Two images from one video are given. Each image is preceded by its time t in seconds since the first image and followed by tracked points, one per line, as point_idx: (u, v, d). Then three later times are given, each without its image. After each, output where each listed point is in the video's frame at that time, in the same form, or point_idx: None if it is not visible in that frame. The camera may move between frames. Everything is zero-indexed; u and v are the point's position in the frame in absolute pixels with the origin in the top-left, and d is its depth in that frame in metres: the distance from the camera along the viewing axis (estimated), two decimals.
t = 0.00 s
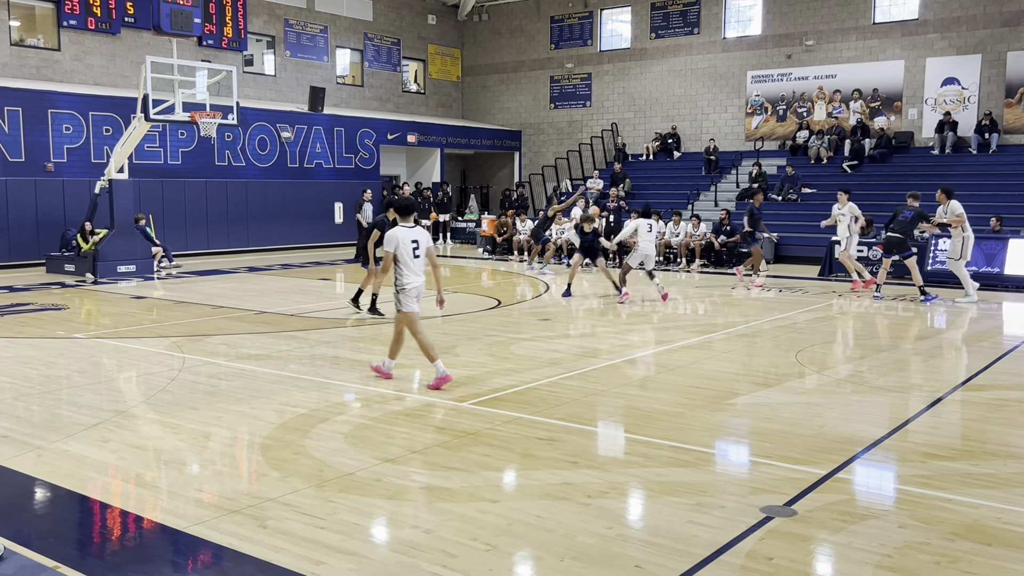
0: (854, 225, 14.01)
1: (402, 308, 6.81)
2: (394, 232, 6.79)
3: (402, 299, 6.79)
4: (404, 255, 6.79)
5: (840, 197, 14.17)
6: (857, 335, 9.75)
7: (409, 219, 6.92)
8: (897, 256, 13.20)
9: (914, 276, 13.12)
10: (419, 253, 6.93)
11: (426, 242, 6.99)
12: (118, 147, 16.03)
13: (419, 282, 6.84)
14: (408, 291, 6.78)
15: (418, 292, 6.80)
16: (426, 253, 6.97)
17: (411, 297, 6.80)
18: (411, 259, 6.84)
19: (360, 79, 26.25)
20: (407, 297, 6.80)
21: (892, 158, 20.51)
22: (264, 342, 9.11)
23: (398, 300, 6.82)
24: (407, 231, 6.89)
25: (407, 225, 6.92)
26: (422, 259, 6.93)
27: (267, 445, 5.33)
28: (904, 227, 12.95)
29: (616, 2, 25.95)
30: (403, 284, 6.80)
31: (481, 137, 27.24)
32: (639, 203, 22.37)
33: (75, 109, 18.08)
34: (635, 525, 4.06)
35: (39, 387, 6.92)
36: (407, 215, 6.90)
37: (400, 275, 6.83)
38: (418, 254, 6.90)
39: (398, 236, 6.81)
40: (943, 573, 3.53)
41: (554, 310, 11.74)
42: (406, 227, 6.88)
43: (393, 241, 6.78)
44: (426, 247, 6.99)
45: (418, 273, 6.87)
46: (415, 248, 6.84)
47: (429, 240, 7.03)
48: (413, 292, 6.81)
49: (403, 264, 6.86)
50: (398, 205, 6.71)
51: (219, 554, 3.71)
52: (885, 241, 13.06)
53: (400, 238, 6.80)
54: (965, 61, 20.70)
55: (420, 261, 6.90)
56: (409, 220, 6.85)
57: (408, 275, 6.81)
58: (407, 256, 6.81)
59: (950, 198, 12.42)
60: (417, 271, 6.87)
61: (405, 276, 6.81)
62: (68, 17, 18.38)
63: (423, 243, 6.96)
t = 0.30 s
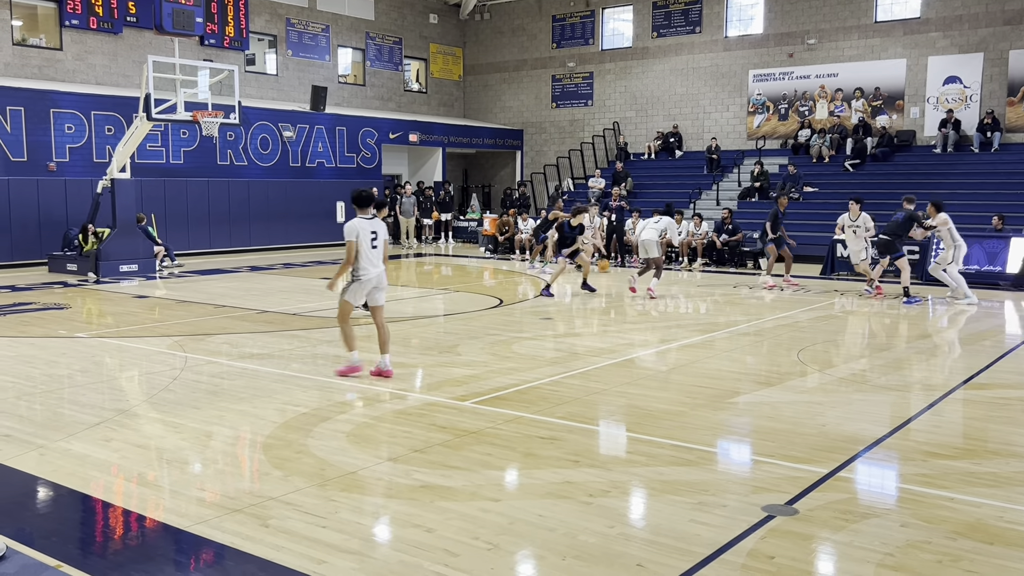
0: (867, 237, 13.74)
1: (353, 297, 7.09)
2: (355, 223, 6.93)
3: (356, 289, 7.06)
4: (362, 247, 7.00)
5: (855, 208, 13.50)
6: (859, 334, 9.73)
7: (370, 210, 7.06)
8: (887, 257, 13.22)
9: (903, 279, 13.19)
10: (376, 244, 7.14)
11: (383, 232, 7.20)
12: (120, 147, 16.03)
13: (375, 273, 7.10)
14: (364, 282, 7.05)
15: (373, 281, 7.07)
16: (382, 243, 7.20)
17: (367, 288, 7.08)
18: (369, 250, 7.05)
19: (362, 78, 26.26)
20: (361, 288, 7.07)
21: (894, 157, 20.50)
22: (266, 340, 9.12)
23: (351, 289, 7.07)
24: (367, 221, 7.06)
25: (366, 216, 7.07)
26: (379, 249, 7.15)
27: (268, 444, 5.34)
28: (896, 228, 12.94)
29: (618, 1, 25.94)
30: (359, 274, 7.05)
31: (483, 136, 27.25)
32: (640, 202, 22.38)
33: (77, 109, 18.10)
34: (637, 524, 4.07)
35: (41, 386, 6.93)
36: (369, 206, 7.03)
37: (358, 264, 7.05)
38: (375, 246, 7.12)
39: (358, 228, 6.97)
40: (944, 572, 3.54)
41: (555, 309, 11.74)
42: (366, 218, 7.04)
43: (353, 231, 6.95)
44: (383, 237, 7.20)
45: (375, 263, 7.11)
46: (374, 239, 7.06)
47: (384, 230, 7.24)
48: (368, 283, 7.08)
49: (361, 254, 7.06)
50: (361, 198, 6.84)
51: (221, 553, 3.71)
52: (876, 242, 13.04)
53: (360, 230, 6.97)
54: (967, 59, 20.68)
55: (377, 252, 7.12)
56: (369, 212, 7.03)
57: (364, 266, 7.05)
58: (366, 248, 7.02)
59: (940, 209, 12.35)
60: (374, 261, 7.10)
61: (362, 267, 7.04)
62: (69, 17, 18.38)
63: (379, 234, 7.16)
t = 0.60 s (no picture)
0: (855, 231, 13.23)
1: (308, 297, 7.20)
2: (308, 227, 7.00)
3: (311, 290, 7.17)
4: (315, 250, 7.08)
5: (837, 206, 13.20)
6: (863, 333, 9.71)
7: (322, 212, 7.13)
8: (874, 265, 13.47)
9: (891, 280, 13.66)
10: (330, 246, 7.21)
11: (337, 234, 7.27)
12: (124, 147, 16.06)
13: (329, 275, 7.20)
14: (318, 283, 7.16)
15: (327, 283, 7.19)
16: (337, 245, 7.27)
17: (321, 289, 7.19)
18: (323, 253, 7.13)
19: (365, 78, 26.27)
20: (316, 289, 7.18)
21: (897, 156, 20.49)
22: (270, 340, 9.13)
23: (306, 290, 7.18)
24: (321, 224, 7.13)
25: (320, 218, 7.14)
26: (333, 251, 7.22)
27: (272, 444, 5.34)
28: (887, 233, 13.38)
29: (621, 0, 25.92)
30: (313, 276, 7.15)
31: (486, 136, 27.26)
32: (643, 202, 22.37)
33: (80, 109, 18.13)
34: (640, 524, 4.06)
35: (45, 386, 6.94)
36: (321, 209, 7.10)
37: (311, 266, 7.14)
38: (329, 247, 7.19)
39: (311, 231, 7.05)
40: (948, 571, 3.53)
41: (558, 309, 11.74)
42: (319, 220, 7.11)
43: (306, 235, 7.02)
44: (337, 238, 7.28)
45: (328, 266, 7.20)
46: (327, 242, 7.14)
47: (340, 233, 7.32)
48: (322, 284, 7.19)
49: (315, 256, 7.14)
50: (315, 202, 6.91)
51: (225, 553, 3.72)
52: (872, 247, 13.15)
53: (313, 233, 7.05)
54: (971, 58, 20.64)
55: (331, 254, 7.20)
56: (322, 214, 7.09)
57: (318, 268, 7.14)
58: (319, 250, 7.09)
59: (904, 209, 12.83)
60: (327, 263, 7.19)
61: (316, 269, 7.13)
62: (73, 18, 18.43)
63: (334, 236, 7.23)
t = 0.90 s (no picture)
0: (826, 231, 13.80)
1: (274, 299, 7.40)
2: (266, 229, 7.25)
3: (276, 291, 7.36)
4: (275, 252, 7.31)
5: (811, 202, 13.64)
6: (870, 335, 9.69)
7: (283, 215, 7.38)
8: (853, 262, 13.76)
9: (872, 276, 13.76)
10: (292, 247, 7.43)
11: (300, 236, 7.49)
12: (131, 149, 16.12)
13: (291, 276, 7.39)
14: (282, 284, 7.35)
15: (290, 283, 7.37)
16: (300, 246, 7.48)
17: (284, 290, 7.38)
18: (284, 254, 7.35)
19: (372, 81, 26.33)
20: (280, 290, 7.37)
21: (905, 158, 20.42)
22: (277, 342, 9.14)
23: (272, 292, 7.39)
24: (281, 227, 7.37)
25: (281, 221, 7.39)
26: (295, 253, 7.43)
27: (279, 446, 5.35)
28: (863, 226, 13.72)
29: (627, 2, 25.92)
30: (276, 277, 7.35)
31: (492, 137, 27.27)
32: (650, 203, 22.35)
33: (88, 112, 18.22)
34: (646, 526, 4.06)
35: (52, 388, 6.97)
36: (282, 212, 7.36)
37: (274, 268, 7.36)
38: (290, 249, 7.41)
39: (271, 233, 7.29)
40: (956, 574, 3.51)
41: (565, 311, 11.74)
42: (280, 223, 7.36)
43: (264, 237, 7.26)
44: (300, 240, 7.49)
45: (291, 266, 7.40)
46: (287, 243, 7.35)
47: (303, 235, 7.53)
48: (286, 285, 7.38)
49: (277, 258, 7.38)
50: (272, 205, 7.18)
51: (232, 554, 3.72)
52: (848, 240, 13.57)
53: (272, 235, 7.29)
54: (979, 59, 20.57)
55: (292, 255, 7.41)
56: (282, 217, 7.34)
57: (280, 269, 7.35)
58: (279, 252, 7.32)
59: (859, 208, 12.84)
60: (290, 264, 7.39)
61: (278, 270, 7.34)
62: (81, 21, 18.53)
63: (296, 238, 7.45)
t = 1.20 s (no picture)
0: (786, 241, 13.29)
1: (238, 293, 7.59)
2: (234, 225, 7.44)
3: (240, 286, 7.55)
4: (242, 247, 7.49)
5: (767, 203, 13.64)
6: (882, 339, 9.64)
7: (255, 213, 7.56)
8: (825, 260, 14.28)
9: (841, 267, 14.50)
10: (261, 245, 7.60)
11: (270, 234, 7.66)
12: (144, 154, 16.22)
13: (257, 272, 7.57)
14: (246, 280, 7.53)
15: (254, 279, 7.54)
16: (268, 244, 7.64)
17: (248, 285, 7.56)
18: (250, 251, 7.53)
19: (383, 85, 26.41)
20: (244, 285, 7.55)
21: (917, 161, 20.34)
22: (288, 346, 9.17)
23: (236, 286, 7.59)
24: (251, 224, 7.55)
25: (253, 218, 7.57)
26: (263, 250, 7.61)
27: (289, 449, 5.36)
28: (825, 226, 14.15)
29: (638, 6, 25.91)
30: (242, 272, 7.53)
31: (503, 141, 27.30)
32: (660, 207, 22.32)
33: (101, 116, 18.34)
34: (657, 531, 4.04)
35: (65, 391, 7.01)
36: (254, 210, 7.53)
37: (240, 263, 7.55)
38: (258, 246, 7.59)
39: (239, 229, 7.48)
40: None
41: (575, 315, 11.73)
42: (251, 220, 7.54)
43: (233, 233, 7.45)
44: (269, 238, 7.65)
45: (257, 263, 7.57)
46: (255, 240, 7.52)
47: (274, 233, 7.69)
48: (250, 280, 7.55)
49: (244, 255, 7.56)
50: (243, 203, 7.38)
51: (242, 557, 3.74)
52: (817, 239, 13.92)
53: (240, 231, 7.48)
54: (992, 62, 20.47)
55: (260, 252, 7.58)
56: (253, 215, 7.51)
57: (246, 265, 7.53)
58: (246, 248, 7.49)
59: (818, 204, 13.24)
60: (256, 260, 7.56)
61: (244, 266, 7.52)
62: (95, 26, 18.66)
63: (265, 236, 7.62)
